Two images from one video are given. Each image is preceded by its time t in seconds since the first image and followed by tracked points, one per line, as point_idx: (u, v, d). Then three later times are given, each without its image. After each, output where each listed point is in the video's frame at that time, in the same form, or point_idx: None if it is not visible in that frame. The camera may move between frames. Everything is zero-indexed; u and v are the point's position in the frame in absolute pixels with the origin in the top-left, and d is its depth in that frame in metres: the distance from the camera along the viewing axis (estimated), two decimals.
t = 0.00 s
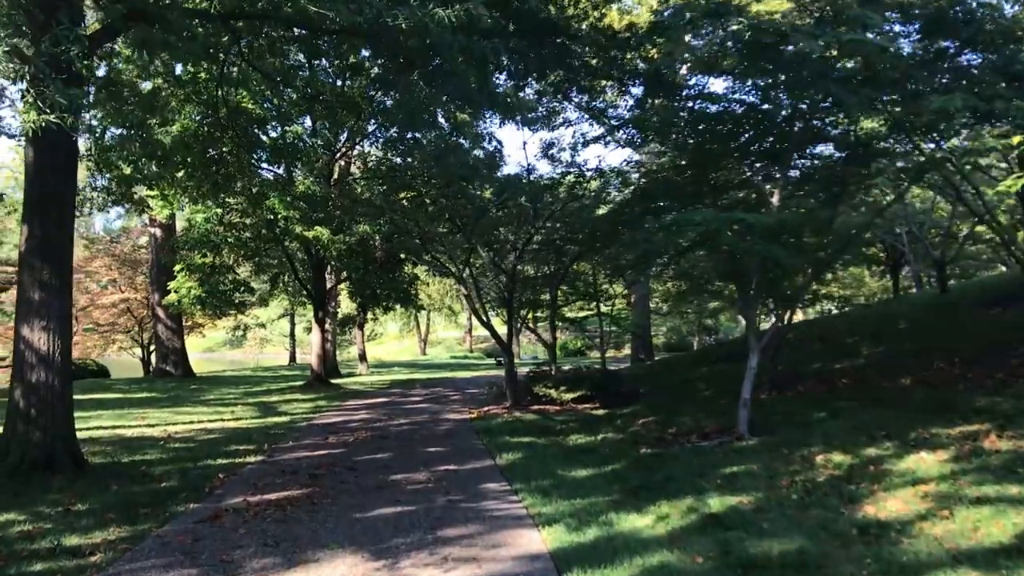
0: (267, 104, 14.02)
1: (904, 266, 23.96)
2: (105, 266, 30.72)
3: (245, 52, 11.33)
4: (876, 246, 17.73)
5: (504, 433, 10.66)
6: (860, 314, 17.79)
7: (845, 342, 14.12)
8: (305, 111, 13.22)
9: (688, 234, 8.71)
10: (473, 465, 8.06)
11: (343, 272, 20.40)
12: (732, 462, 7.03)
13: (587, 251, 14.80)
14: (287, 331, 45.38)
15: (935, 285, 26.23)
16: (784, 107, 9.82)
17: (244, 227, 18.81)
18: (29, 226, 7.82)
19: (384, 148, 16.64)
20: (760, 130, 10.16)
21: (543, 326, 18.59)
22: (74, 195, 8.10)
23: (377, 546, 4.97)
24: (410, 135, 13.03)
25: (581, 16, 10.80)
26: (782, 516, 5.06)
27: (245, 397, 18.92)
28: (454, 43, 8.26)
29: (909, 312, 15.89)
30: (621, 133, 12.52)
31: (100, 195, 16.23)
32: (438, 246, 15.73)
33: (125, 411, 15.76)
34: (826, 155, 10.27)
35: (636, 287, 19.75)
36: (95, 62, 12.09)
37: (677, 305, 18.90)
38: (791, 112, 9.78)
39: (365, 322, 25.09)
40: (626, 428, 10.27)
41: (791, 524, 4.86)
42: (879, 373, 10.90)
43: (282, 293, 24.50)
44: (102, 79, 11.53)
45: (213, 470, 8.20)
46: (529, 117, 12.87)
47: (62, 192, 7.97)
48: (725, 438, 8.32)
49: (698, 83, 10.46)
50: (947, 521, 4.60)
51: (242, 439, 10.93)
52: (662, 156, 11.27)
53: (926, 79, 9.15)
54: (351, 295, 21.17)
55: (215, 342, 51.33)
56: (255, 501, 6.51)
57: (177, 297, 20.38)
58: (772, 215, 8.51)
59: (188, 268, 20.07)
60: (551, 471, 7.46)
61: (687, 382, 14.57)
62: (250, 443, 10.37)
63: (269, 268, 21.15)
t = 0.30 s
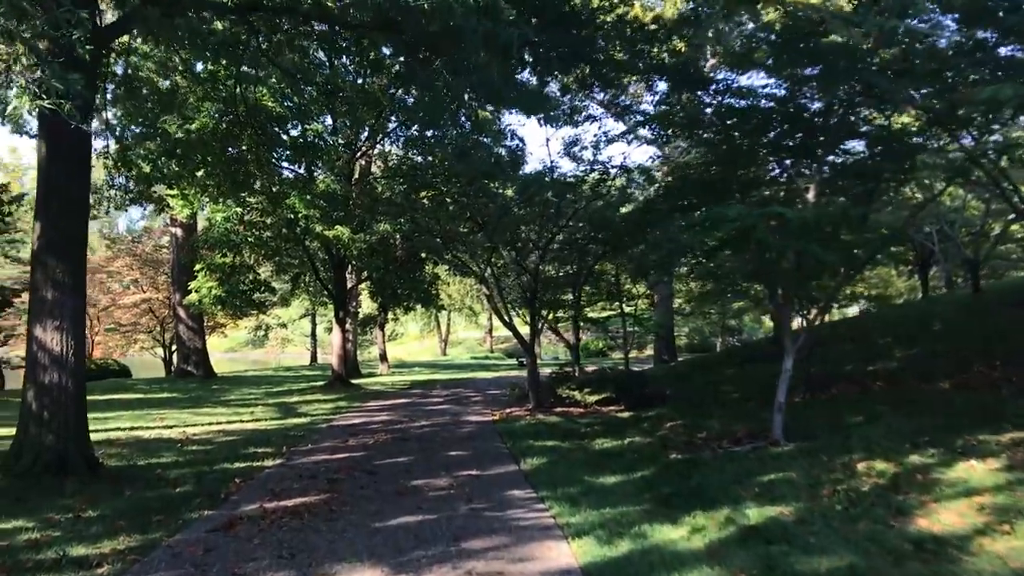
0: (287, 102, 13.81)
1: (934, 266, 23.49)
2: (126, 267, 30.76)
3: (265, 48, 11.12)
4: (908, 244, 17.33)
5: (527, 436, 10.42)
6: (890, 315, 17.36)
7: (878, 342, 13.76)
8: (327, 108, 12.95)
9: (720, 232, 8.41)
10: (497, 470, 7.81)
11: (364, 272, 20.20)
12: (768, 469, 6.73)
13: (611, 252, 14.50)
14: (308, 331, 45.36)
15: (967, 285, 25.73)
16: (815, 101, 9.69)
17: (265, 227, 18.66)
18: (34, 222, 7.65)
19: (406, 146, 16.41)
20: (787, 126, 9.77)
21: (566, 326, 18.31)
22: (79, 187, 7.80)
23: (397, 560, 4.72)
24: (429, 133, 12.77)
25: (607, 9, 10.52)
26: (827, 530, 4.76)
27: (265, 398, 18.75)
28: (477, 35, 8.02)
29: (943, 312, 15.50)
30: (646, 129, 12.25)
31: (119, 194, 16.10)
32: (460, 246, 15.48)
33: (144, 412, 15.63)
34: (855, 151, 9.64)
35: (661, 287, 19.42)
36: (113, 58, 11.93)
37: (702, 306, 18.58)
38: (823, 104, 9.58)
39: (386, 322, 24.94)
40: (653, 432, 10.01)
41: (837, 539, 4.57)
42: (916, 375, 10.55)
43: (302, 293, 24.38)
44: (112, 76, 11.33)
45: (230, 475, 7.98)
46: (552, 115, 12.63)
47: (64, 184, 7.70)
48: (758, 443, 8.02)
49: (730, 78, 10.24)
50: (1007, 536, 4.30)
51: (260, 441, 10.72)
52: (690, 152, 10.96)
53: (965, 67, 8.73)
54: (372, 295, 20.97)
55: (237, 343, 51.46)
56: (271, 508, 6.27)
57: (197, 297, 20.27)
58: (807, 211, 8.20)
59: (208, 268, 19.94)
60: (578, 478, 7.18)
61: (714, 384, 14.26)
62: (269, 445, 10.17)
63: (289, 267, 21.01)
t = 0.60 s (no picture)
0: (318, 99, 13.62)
1: (976, 265, 22.94)
2: (159, 266, 30.88)
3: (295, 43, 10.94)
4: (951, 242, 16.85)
5: (560, 439, 10.14)
6: (933, 316, 16.87)
7: (922, 343, 13.34)
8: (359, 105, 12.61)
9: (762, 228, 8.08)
10: (530, 475, 7.54)
11: (395, 271, 19.99)
12: (814, 477, 6.41)
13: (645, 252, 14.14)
14: (338, 330, 45.40)
15: (1009, 285, 25.10)
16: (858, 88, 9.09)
17: (295, 226, 18.52)
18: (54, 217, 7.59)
19: (437, 144, 16.20)
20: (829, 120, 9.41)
21: (599, 326, 17.99)
22: (93, 178, 7.55)
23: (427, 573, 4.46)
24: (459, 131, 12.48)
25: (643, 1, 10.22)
26: (885, 546, 4.45)
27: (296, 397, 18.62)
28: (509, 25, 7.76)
29: (989, 312, 15.04)
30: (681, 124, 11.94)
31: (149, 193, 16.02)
32: (491, 246, 15.04)
33: (174, 412, 15.54)
34: (898, 147, 9.32)
35: (695, 287, 19.07)
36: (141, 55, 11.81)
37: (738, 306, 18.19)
38: (868, 97, 9.06)
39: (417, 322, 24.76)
40: (690, 435, 9.69)
41: (897, 555, 4.25)
42: (965, 378, 10.14)
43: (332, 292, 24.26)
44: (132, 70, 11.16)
45: (255, 477, 7.77)
46: (583, 111, 12.37)
47: (78, 174, 7.50)
48: (801, 449, 7.69)
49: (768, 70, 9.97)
50: None
51: (288, 443, 10.53)
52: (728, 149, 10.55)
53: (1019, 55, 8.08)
54: (402, 294, 20.77)
55: (269, 342, 51.67)
56: (296, 514, 6.04)
57: (228, 296, 20.19)
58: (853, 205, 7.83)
59: (238, 267, 19.85)
60: (614, 485, 6.88)
61: (752, 386, 13.89)
62: (297, 447, 9.98)
63: (319, 266, 20.88)
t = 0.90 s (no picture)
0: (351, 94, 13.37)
1: None
2: (194, 264, 30.92)
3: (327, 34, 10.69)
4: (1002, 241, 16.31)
5: (599, 443, 9.79)
6: (984, 316, 16.27)
7: (975, 344, 12.84)
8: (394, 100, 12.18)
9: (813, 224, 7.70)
10: (570, 481, 7.21)
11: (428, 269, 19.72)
12: (875, 486, 6.03)
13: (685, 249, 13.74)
14: (372, 330, 45.34)
15: None
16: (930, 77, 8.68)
17: (328, 223, 18.32)
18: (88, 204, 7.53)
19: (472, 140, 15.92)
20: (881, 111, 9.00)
21: (637, 327, 17.61)
22: (110, 163, 7.30)
23: None
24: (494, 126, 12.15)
25: None
26: (965, 564, 4.07)
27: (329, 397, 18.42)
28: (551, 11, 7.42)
29: None
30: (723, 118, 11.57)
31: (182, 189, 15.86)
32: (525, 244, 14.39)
33: (207, 411, 15.38)
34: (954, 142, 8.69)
35: (734, 287, 18.63)
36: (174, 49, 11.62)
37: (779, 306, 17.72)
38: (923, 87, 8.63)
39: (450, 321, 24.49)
40: (735, 440, 9.30)
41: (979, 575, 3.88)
42: None
43: (366, 291, 24.07)
44: (160, 63, 10.95)
45: (284, 480, 7.50)
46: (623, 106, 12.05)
47: (106, 166, 7.29)
48: (857, 456, 7.29)
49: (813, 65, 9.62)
50: None
51: (319, 444, 10.28)
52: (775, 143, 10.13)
53: None
54: (436, 293, 20.50)
55: (303, 341, 51.78)
56: (326, 521, 5.76)
57: (262, 295, 20.03)
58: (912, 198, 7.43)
59: (272, 265, 19.70)
60: (659, 493, 6.52)
61: (796, 389, 13.45)
62: (329, 449, 9.73)
63: (353, 264, 20.68)
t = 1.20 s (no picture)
0: (375, 91, 13.13)
1: None
2: (219, 264, 30.89)
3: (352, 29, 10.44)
4: None
5: (630, 448, 9.46)
6: None
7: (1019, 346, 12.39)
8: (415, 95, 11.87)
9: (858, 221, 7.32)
10: (601, 490, 6.91)
11: (454, 269, 19.45)
12: (927, 500, 5.67)
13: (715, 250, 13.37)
14: (397, 330, 45.26)
15: None
16: (971, 66, 8.31)
17: (353, 223, 18.11)
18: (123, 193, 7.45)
19: (497, 138, 15.63)
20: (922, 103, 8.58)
21: (665, 328, 17.26)
22: (110, 151, 7.10)
23: None
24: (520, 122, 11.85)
25: None
26: None
27: (353, 398, 18.19)
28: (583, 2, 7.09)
29: None
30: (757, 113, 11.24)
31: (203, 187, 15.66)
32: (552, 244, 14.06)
33: (229, 412, 15.18)
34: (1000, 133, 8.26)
35: (765, 287, 18.24)
36: (195, 46, 11.43)
37: (810, 308, 17.34)
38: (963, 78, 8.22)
39: (474, 321, 24.26)
40: (772, 447, 8.94)
41: None
42: None
43: (390, 291, 23.85)
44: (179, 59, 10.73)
45: (304, 488, 7.23)
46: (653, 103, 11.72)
47: (120, 164, 7.07)
48: (903, 465, 6.93)
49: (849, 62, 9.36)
50: None
51: (342, 448, 10.03)
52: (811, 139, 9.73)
53: None
54: (461, 293, 20.23)
55: (329, 341, 51.78)
56: (344, 534, 5.49)
57: (285, 295, 19.83)
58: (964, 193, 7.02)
59: (295, 265, 19.52)
60: (696, 505, 6.18)
61: (831, 393, 13.06)
62: (351, 453, 9.44)
63: (376, 264, 20.44)
